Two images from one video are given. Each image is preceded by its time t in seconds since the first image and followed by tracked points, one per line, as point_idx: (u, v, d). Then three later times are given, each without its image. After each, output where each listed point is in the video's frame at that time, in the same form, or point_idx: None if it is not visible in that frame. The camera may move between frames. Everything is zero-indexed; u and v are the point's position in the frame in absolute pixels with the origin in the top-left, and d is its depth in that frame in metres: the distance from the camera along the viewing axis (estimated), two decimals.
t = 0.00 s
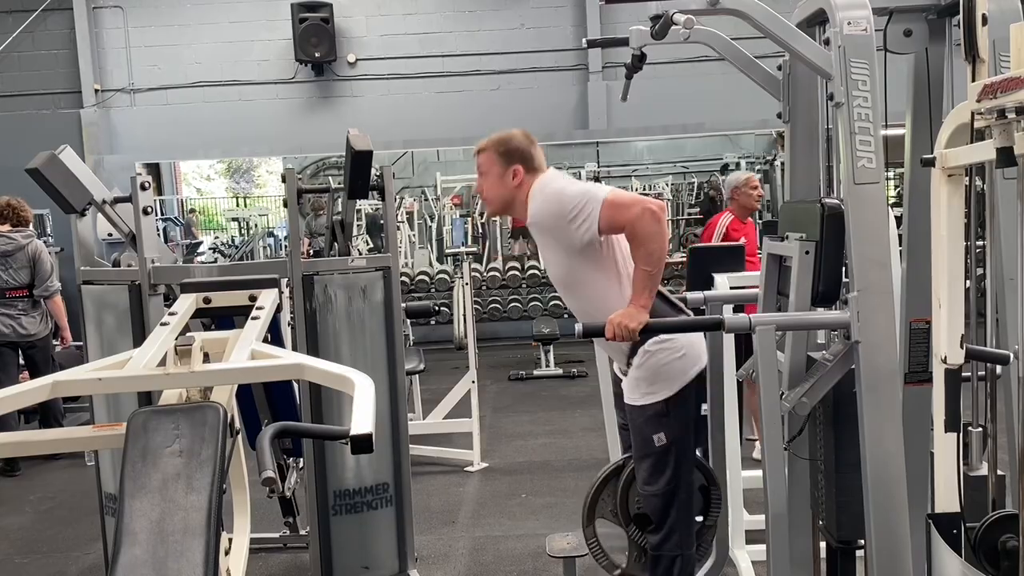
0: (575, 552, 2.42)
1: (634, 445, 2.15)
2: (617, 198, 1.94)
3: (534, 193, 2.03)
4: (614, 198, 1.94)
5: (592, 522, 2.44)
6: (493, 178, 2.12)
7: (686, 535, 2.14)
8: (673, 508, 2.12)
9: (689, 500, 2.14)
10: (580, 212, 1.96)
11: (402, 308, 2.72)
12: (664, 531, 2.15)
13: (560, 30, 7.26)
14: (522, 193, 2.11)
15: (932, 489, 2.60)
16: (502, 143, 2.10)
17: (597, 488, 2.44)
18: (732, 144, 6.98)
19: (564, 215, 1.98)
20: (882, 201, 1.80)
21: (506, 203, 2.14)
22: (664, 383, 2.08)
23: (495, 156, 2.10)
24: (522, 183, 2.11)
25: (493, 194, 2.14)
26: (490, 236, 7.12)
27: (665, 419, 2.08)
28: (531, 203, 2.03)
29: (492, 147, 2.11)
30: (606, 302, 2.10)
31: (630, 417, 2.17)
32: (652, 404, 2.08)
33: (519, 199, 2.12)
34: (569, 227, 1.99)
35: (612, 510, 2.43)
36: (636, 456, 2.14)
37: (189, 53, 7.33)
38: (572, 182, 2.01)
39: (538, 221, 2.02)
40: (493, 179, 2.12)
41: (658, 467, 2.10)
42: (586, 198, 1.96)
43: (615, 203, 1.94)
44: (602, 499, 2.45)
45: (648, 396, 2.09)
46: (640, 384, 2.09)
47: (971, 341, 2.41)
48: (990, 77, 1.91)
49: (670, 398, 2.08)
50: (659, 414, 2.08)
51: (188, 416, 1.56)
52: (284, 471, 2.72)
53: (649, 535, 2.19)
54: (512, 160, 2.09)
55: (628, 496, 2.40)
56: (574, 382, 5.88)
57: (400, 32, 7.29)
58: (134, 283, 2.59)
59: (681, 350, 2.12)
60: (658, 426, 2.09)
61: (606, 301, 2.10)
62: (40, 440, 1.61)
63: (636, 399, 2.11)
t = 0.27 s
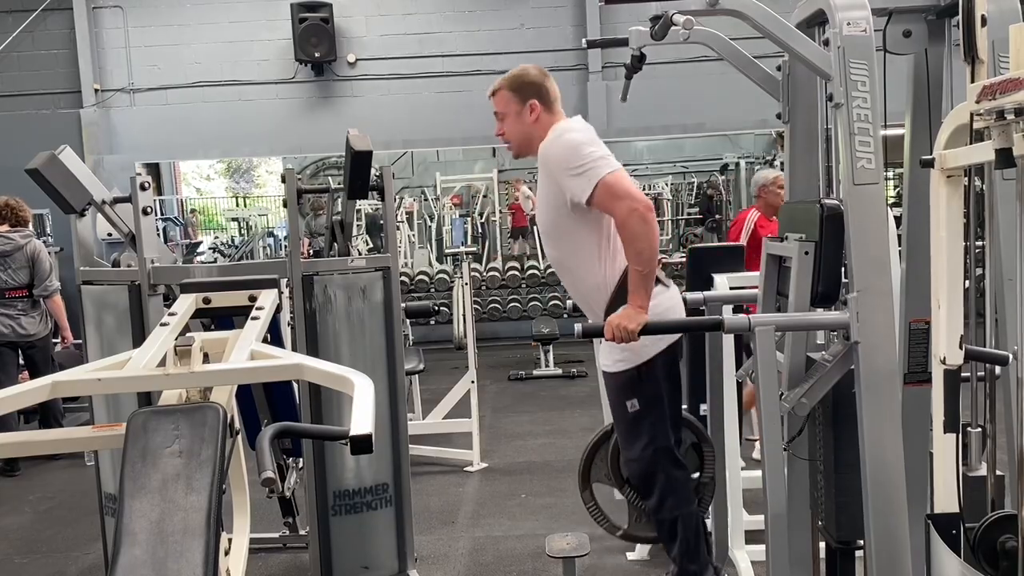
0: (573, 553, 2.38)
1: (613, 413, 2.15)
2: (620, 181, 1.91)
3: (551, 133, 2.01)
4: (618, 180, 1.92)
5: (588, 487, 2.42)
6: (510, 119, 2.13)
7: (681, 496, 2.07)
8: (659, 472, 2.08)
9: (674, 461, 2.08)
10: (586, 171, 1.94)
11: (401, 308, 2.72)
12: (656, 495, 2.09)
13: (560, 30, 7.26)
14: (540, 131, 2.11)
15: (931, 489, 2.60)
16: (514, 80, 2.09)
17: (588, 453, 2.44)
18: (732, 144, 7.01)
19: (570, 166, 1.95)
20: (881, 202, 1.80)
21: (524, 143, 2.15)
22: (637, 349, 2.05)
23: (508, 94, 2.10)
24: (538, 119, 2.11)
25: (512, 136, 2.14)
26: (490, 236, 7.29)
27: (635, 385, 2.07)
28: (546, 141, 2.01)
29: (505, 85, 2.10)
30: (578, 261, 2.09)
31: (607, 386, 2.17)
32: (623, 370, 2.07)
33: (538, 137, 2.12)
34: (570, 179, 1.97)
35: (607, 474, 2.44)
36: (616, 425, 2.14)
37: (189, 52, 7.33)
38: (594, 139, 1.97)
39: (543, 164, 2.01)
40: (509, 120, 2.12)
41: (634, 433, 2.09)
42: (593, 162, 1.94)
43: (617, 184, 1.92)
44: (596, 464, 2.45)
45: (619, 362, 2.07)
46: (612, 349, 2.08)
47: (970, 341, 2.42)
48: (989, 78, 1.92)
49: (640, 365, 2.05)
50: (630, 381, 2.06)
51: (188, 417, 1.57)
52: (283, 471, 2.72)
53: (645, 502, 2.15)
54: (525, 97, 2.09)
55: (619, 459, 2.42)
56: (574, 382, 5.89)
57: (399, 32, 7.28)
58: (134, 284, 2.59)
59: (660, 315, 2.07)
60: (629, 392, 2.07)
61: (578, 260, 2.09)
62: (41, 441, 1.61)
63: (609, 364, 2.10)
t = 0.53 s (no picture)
0: (574, 553, 2.39)
1: (612, 384, 2.12)
2: (621, 176, 1.91)
3: (551, 117, 1.99)
4: (619, 174, 1.92)
5: (585, 462, 2.42)
6: (500, 124, 2.12)
7: (676, 471, 2.09)
8: (656, 446, 2.08)
9: (671, 435, 2.09)
10: (587, 158, 1.93)
11: (401, 308, 2.71)
12: (653, 469, 2.10)
13: (559, 30, 7.26)
14: (534, 122, 2.10)
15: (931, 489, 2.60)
16: (482, 87, 2.09)
17: (586, 426, 2.44)
18: (732, 145, 7.02)
19: (571, 150, 1.94)
20: (881, 203, 1.80)
21: (526, 141, 2.13)
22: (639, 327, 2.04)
23: (483, 106, 2.10)
24: (524, 112, 2.09)
25: (512, 140, 2.14)
26: (490, 236, 7.33)
27: (637, 360, 2.04)
28: (544, 125, 1.99)
29: (474, 99, 2.11)
30: (576, 243, 2.10)
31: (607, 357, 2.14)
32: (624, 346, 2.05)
33: (536, 127, 2.11)
34: (570, 164, 1.96)
35: (604, 448, 2.43)
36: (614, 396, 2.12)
37: (188, 52, 7.33)
38: (598, 125, 1.95)
39: (548, 146, 1.99)
40: (501, 125, 2.12)
41: (633, 407, 2.07)
42: (599, 152, 1.93)
43: (618, 178, 1.91)
44: (593, 436, 2.44)
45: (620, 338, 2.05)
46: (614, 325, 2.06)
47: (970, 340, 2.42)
48: (989, 77, 1.91)
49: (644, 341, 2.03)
50: (630, 355, 2.03)
51: (187, 416, 1.56)
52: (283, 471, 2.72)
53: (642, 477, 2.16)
54: (499, 98, 2.08)
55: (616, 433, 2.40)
56: (573, 382, 5.89)
57: (399, 32, 7.28)
58: (134, 283, 2.59)
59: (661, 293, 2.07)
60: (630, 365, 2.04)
61: (577, 241, 2.10)
62: (41, 441, 1.61)
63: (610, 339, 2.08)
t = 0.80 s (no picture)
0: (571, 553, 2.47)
1: (623, 435, 2.15)
2: (624, 193, 1.94)
3: (535, 180, 2.02)
4: (622, 192, 1.95)
5: (581, 513, 2.45)
6: (494, 212, 2.12)
7: (685, 522, 2.12)
8: (668, 498, 2.11)
9: (680, 487, 2.13)
10: (586, 197, 1.96)
11: (401, 308, 2.72)
12: (662, 521, 2.12)
13: (559, 30, 7.26)
14: (525, 196, 2.07)
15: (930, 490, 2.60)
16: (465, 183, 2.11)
17: (584, 477, 2.45)
18: (732, 144, 7.02)
19: (567, 199, 1.97)
20: (880, 202, 1.80)
21: (527, 218, 2.10)
22: (656, 377, 2.08)
23: (473, 200, 2.12)
24: (511, 191, 2.08)
25: (512, 221, 2.11)
26: (489, 236, 7.28)
27: (651, 410, 2.09)
28: (533, 188, 2.02)
29: (461, 196, 2.13)
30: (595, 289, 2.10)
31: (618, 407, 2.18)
32: (641, 395, 2.09)
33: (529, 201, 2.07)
34: (570, 212, 1.98)
35: (601, 499, 2.45)
36: (625, 447, 2.15)
37: (188, 52, 7.33)
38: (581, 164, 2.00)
39: (542, 205, 2.01)
40: (496, 212, 2.11)
41: (646, 458, 2.10)
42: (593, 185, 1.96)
43: (622, 196, 1.94)
44: (589, 489, 2.46)
45: (638, 387, 2.09)
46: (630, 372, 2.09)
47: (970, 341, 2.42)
48: (989, 78, 1.92)
49: (659, 391, 2.09)
50: (647, 405, 2.09)
51: (187, 417, 1.57)
52: (283, 472, 2.71)
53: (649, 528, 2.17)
54: (484, 188, 2.09)
55: (614, 485, 2.43)
56: (573, 382, 5.88)
57: (399, 32, 7.28)
58: (134, 283, 2.60)
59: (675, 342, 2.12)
60: (644, 416, 2.09)
61: (595, 287, 2.10)
62: (40, 441, 1.61)
63: (626, 387, 2.11)
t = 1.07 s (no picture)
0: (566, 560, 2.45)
1: (641, 472, 2.13)
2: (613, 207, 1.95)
3: (534, 234, 2.02)
4: (612, 208, 1.96)
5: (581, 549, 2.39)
6: (495, 273, 2.08)
7: (693, 564, 2.10)
8: (680, 537, 2.10)
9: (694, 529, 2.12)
10: (581, 232, 1.96)
11: (401, 308, 2.71)
12: (671, 559, 2.10)
13: (559, 30, 7.26)
14: (527, 258, 2.06)
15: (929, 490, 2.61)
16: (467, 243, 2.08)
17: (591, 512, 2.41)
18: (732, 145, 7.03)
19: (566, 242, 1.98)
20: (880, 203, 1.80)
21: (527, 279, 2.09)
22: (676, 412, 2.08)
23: (475, 261, 2.08)
24: (513, 252, 2.06)
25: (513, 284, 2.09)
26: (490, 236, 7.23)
27: (673, 446, 2.08)
28: (534, 243, 2.02)
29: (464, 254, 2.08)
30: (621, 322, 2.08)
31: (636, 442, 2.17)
32: (662, 431, 2.08)
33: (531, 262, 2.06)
34: (574, 253, 1.99)
35: (604, 538, 2.41)
36: (642, 482, 2.13)
37: (187, 52, 7.32)
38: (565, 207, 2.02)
39: (543, 259, 2.02)
40: (497, 274, 2.07)
41: (664, 495, 2.08)
42: (584, 219, 1.97)
43: (613, 211, 1.95)
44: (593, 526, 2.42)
45: (660, 422, 2.09)
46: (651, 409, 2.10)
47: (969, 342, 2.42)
48: (988, 79, 1.91)
49: (681, 424, 2.08)
50: (668, 441, 2.08)
51: (186, 416, 1.57)
52: (282, 472, 2.71)
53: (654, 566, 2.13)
54: (486, 248, 2.06)
55: (619, 526, 2.38)
56: (572, 382, 5.88)
57: (398, 32, 7.28)
58: (133, 283, 2.59)
59: (698, 376, 2.12)
60: (666, 452, 2.08)
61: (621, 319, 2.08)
62: (39, 440, 1.61)
63: (648, 424, 2.11)
